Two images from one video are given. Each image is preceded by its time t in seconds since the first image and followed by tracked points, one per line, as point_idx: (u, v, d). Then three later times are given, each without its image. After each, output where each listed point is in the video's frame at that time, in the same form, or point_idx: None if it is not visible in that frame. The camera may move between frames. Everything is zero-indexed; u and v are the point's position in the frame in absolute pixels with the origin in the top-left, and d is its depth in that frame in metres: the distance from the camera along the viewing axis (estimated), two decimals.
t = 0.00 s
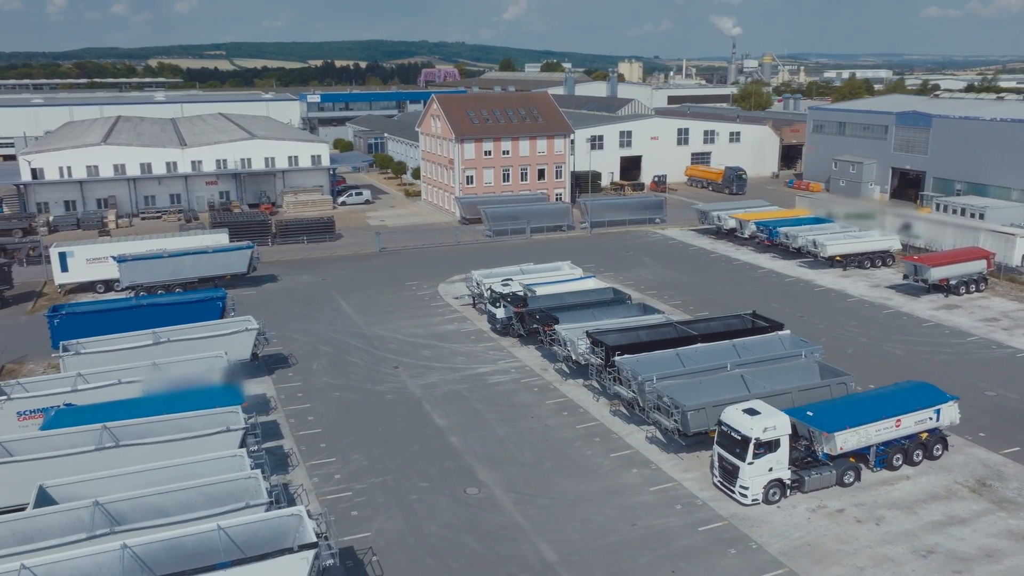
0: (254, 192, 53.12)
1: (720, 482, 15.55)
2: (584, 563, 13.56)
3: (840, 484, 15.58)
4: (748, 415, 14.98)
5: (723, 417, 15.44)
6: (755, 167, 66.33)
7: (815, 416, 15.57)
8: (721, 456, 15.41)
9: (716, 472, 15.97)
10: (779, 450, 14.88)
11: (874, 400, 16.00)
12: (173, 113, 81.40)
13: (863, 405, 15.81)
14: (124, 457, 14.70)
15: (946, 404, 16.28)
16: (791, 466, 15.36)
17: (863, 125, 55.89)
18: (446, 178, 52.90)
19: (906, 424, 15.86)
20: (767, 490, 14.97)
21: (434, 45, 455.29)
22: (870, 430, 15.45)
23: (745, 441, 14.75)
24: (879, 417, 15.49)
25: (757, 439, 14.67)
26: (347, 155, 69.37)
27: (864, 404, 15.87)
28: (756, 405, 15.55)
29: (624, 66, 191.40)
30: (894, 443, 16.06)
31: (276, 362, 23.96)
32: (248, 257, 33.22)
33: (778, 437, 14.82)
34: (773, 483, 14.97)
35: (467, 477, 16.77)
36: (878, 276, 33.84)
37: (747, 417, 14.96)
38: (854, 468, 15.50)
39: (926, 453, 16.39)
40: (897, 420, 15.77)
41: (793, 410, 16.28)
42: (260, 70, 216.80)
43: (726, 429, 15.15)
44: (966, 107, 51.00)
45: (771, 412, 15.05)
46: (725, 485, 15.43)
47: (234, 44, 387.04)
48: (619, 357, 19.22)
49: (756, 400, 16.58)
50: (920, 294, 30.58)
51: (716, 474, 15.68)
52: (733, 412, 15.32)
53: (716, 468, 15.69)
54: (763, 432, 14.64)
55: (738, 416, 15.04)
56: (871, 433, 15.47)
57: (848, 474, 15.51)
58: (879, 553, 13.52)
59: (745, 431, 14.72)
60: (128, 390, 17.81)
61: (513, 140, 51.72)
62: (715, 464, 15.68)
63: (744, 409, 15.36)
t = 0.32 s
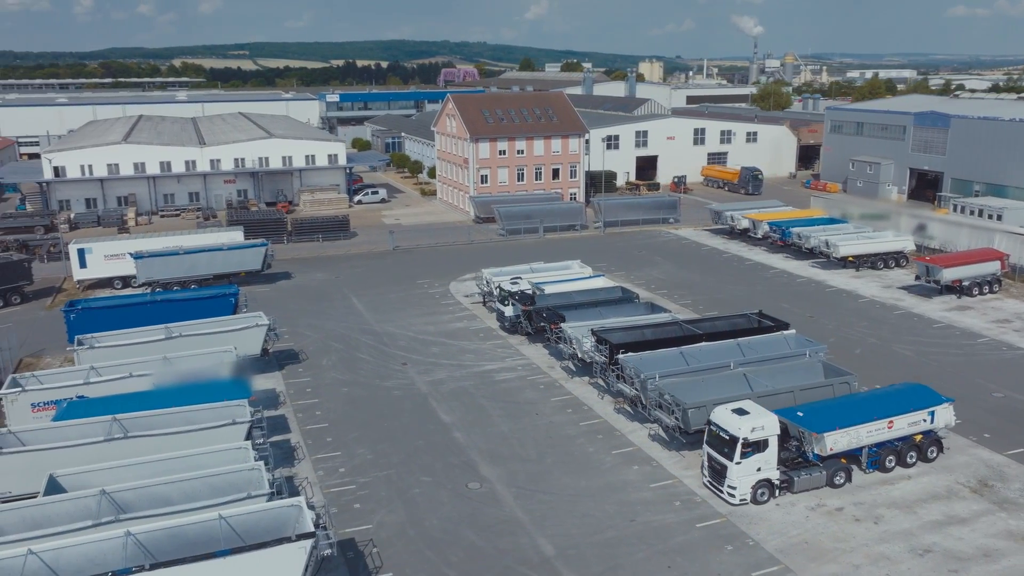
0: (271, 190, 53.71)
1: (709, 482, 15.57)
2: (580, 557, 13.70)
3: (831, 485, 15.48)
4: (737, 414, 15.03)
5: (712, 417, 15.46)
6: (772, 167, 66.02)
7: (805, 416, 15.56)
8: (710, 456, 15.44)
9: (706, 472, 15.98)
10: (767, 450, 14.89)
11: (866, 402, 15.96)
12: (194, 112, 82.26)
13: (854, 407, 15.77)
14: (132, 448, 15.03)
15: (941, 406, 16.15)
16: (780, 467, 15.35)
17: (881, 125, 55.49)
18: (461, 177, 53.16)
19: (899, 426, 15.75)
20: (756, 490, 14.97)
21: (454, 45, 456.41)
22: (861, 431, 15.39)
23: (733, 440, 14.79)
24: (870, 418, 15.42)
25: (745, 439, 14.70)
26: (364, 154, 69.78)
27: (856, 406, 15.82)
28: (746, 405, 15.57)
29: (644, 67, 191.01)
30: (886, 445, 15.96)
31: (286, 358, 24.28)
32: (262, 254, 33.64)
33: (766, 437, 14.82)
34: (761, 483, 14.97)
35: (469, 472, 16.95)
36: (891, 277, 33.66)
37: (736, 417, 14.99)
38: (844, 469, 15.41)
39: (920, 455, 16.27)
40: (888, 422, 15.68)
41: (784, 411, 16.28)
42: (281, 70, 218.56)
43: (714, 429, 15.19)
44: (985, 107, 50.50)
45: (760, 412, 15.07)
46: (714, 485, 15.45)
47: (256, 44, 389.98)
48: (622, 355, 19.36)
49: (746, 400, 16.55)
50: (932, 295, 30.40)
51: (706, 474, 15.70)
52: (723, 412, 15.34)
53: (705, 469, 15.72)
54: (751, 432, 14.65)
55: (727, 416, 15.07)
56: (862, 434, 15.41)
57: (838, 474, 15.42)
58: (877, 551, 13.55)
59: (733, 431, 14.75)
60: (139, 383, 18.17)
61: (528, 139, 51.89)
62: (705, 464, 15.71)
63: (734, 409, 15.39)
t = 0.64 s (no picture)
0: (289, 189, 54.23)
1: (699, 481, 15.59)
2: (578, 551, 13.85)
3: (822, 485, 15.46)
4: (724, 413, 15.01)
5: (701, 416, 15.44)
6: (789, 167, 65.69)
7: (796, 417, 15.54)
8: (699, 455, 15.45)
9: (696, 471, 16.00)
10: (755, 449, 14.85)
11: (859, 403, 15.90)
12: (215, 111, 83.16)
13: (846, 408, 15.71)
14: (141, 440, 15.37)
15: (936, 407, 16.02)
16: (769, 467, 15.33)
17: (899, 125, 55.05)
18: (475, 176, 53.37)
19: (892, 428, 15.66)
20: (744, 489, 14.96)
21: (474, 44, 457.27)
22: (853, 432, 15.33)
23: (720, 440, 14.77)
24: (861, 420, 15.35)
25: (733, 438, 14.67)
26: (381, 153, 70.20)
27: (848, 407, 15.77)
28: (736, 404, 15.53)
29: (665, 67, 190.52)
30: (880, 445, 15.87)
31: (297, 354, 24.61)
32: (276, 252, 34.06)
33: (754, 437, 14.78)
34: (749, 482, 14.95)
35: (472, 467, 17.15)
36: (904, 277, 33.46)
37: (723, 416, 14.97)
38: (835, 469, 15.38)
39: (914, 457, 16.16)
40: (881, 423, 15.58)
41: (776, 410, 16.26)
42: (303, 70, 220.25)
43: (703, 428, 15.19)
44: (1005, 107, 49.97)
45: (749, 412, 15.01)
46: (704, 485, 15.46)
47: (278, 44, 392.68)
48: (625, 353, 19.45)
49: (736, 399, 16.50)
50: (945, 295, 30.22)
51: (696, 474, 15.72)
52: (711, 411, 15.32)
53: (695, 468, 15.74)
54: (739, 431, 14.63)
55: (715, 415, 15.05)
56: (854, 435, 15.33)
57: (829, 475, 15.39)
58: (873, 549, 13.59)
59: (720, 430, 14.72)
60: (151, 376, 18.54)
61: (543, 139, 52.02)
62: (695, 463, 15.73)
63: (723, 408, 15.35)
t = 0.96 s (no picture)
0: (305, 187, 54.69)
1: (688, 479, 15.66)
2: (574, 546, 14.00)
3: (811, 485, 15.47)
4: (713, 413, 15.04)
5: (691, 415, 15.48)
6: (806, 167, 65.30)
7: (785, 417, 15.56)
8: (688, 453, 15.51)
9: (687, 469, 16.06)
10: (743, 449, 14.90)
11: (851, 403, 15.88)
12: (234, 111, 83.90)
13: (836, 408, 15.70)
14: (148, 432, 15.69)
15: (930, 408, 15.94)
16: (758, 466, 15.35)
17: (916, 125, 54.58)
18: (489, 175, 53.56)
19: (883, 429, 15.62)
20: (731, 488, 15.00)
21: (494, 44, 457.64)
22: (842, 432, 15.33)
23: (708, 439, 14.82)
24: (850, 420, 15.34)
25: (720, 437, 14.71)
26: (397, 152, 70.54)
27: (839, 408, 15.76)
28: (726, 403, 15.54)
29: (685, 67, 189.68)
30: (871, 446, 15.84)
31: (306, 350, 24.94)
32: (289, 249, 34.46)
33: (742, 437, 14.79)
34: (736, 481, 14.99)
35: (473, 462, 17.35)
36: (917, 278, 33.25)
37: (712, 415, 15.01)
38: (824, 470, 15.39)
39: (906, 458, 16.10)
40: (872, 424, 15.57)
41: (766, 410, 16.29)
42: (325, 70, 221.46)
43: (691, 427, 15.25)
44: None
45: (738, 411, 15.02)
46: (692, 483, 15.53)
47: (299, 44, 394.98)
48: (628, 351, 19.56)
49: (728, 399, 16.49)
50: (956, 296, 30.02)
51: (685, 472, 15.80)
52: (701, 409, 15.36)
53: (685, 466, 15.81)
54: (726, 430, 14.66)
55: (704, 414, 15.08)
56: (844, 435, 15.33)
57: (818, 475, 15.40)
58: (869, 547, 13.61)
59: (708, 429, 14.77)
60: (160, 370, 18.89)
61: (556, 138, 52.11)
62: (684, 462, 15.80)
63: (712, 407, 15.37)
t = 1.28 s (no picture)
0: (319, 186, 55.12)
1: (675, 478, 15.70)
2: (568, 540, 14.14)
3: (798, 485, 15.48)
4: (700, 412, 15.04)
5: (678, 413, 15.50)
6: (821, 168, 64.92)
7: (772, 416, 15.60)
8: (675, 452, 15.56)
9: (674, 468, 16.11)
10: (728, 448, 14.90)
11: (840, 403, 15.88)
12: (252, 110, 84.62)
13: (824, 409, 15.71)
14: (153, 424, 16.01)
15: (920, 409, 15.90)
16: (744, 465, 15.37)
17: (933, 125, 54.13)
18: (502, 175, 53.69)
19: (872, 429, 15.61)
20: (716, 487, 15.04)
21: (512, 43, 457.89)
22: (830, 432, 15.33)
23: (693, 437, 14.84)
24: (837, 420, 15.35)
25: (705, 436, 14.73)
26: (412, 151, 70.91)
27: (827, 408, 15.76)
28: (713, 402, 15.54)
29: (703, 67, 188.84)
30: (860, 447, 15.82)
31: (314, 347, 25.23)
32: (300, 247, 34.82)
33: (727, 436, 14.80)
34: (722, 480, 15.03)
35: (473, 458, 17.54)
36: (927, 279, 33.07)
37: (698, 413, 15.02)
38: (811, 470, 15.40)
39: (895, 459, 16.07)
40: (861, 424, 15.56)
41: (754, 409, 16.32)
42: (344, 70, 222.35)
43: (677, 425, 15.27)
44: None
45: (724, 410, 15.02)
46: (679, 481, 15.58)
47: (318, 44, 397.12)
48: (629, 349, 19.67)
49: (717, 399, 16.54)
50: (966, 297, 29.86)
51: (672, 470, 15.85)
52: (687, 407, 15.38)
53: (672, 464, 15.86)
54: (712, 429, 14.66)
55: (690, 413, 15.10)
56: (832, 435, 15.33)
57: (805, 475, 15.41)
58: (861, 545, 13.67)
59: (693, 427, 14.78)
60: (167, 364, 19.23)
61: (569, 138, 52.20)
62: (671, 460, 15.85)
63: (699, 405, 15.38)
